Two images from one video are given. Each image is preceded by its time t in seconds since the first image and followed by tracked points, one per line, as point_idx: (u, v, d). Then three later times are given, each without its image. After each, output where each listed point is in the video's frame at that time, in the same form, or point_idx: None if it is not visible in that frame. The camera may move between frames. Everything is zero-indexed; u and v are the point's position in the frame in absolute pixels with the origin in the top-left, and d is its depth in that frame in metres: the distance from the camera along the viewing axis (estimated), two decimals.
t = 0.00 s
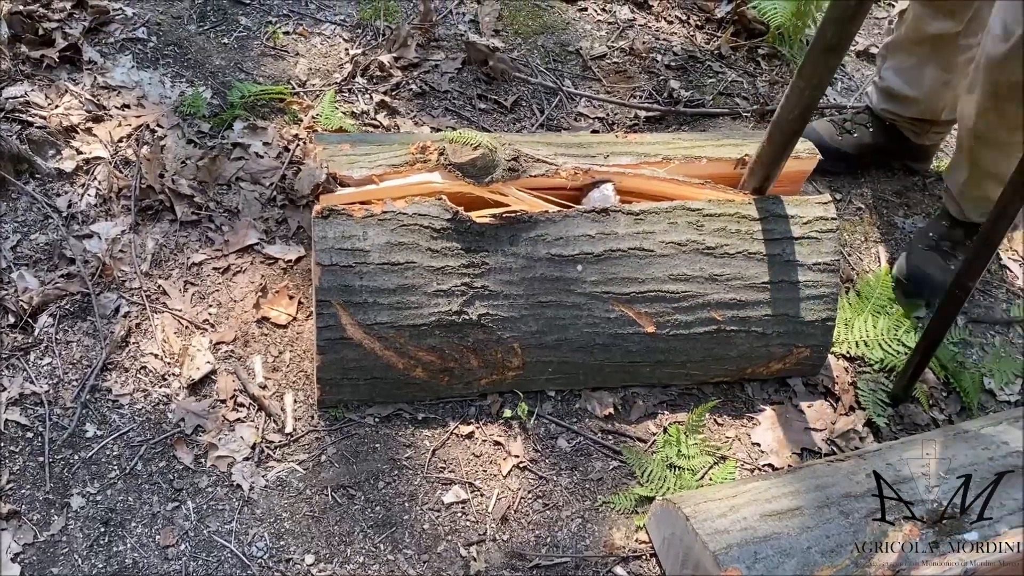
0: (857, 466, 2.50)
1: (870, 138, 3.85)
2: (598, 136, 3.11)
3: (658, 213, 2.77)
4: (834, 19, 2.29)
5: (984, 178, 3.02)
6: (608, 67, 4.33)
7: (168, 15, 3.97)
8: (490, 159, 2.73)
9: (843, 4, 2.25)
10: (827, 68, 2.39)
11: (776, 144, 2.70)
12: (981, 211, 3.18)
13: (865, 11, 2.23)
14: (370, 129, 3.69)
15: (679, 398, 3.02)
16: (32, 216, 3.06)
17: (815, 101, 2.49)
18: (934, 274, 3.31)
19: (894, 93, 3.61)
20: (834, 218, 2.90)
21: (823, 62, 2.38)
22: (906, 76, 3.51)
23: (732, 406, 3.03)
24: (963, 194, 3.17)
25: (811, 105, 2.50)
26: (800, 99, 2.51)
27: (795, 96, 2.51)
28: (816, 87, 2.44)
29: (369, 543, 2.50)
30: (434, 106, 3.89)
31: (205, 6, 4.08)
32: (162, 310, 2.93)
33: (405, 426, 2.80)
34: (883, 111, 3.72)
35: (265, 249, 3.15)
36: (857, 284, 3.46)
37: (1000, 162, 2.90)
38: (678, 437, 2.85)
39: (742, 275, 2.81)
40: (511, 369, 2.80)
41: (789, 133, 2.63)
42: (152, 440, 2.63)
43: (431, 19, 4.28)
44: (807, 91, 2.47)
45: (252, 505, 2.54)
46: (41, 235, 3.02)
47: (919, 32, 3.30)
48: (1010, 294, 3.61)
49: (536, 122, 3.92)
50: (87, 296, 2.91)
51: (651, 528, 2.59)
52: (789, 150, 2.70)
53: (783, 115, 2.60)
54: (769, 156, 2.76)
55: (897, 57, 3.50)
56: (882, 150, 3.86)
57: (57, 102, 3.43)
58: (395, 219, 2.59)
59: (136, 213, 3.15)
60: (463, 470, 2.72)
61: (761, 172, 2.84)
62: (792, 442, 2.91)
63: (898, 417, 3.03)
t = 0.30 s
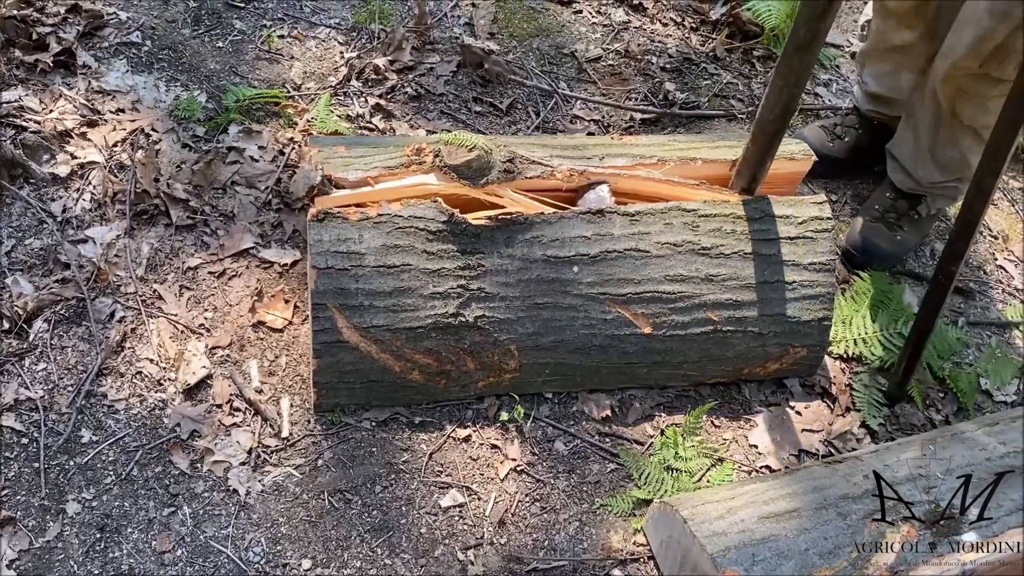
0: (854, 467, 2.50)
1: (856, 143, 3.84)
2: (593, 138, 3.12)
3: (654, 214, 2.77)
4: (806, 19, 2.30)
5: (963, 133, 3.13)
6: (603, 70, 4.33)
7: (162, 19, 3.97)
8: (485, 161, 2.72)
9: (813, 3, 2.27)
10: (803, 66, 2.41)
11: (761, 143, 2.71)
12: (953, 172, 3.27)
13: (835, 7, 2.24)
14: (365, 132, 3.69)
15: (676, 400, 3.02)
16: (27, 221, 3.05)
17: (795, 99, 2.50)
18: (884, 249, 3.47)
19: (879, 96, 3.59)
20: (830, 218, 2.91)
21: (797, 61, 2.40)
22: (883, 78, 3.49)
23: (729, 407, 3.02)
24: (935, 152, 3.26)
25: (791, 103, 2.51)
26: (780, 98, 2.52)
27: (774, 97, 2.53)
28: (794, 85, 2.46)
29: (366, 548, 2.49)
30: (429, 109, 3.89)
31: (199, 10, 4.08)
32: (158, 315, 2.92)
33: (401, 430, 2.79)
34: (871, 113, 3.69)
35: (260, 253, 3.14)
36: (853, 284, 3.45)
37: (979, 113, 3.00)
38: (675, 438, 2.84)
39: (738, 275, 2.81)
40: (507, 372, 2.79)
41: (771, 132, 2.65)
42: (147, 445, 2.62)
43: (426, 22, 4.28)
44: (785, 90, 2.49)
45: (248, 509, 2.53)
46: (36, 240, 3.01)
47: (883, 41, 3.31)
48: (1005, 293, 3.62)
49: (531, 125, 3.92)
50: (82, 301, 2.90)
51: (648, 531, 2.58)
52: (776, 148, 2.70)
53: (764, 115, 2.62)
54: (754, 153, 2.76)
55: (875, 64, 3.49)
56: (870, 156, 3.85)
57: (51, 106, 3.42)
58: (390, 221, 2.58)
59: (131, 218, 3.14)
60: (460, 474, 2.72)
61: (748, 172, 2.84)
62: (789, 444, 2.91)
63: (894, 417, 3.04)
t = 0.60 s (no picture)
0: (852, 467, 2.50)
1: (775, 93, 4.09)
2: (590, 141, 3.13)
3: (651, 215, 2.78)
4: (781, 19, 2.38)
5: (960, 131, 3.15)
6: (599, 71, 4.34)
7: (158, 22, 3.96)
8: (482, 163, 2.74)
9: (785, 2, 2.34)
10: (782, 64, 2.47)
11: (747, 144, 2.74)
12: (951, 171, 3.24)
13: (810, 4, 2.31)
14: (361, 135, 3.68)
15: (674, 401, 3.02)
16: (23, 225, 3.05)
17: (776, 98, 2.57)
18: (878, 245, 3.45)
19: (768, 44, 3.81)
20: (826, 219, 2.92)
21: (776, 58, 2.46)
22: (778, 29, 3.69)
23: (727, 408, 3.03)
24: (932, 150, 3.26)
25: (773, 100, 2.56)
26: (762, 96, 2.58)
27: (755, 94, 2.59)
28: (774, 84, 2.52)
29: (365, 551, 2.49)
30: (425, 111, 3.89)
31: (195, 13, 4.07)
32: (154, 318, 2.92)
33: (399, 432, 2.79)
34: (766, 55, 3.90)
35: (257, 256, 3.14)
36: (850, 284, 3.46)
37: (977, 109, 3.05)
38: (672, 439, 2.85)
39: (735, 276, 2.81)
40: (505, 373, 2.79)
41: (756, 132, 2.68)
42: (145, 448, 2.62)
43: (422, 24, 4.28)
44: (767, 88, 2.55)
45: (246, 513, 2.53)
46: (32, 243, 3.01)
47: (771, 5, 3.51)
48: (1002, 293, 3.63)
49: (527, 127, 3.92)
50: (79, 304, 2.90)
51: (647, 532, 2.58)
52: (762, 150, 2.74)
53: (748, 115, 2.66)
54: (740, 155, 2.80)
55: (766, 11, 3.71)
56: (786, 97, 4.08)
57: (47, 109, 3.42)
58: (387, 224, 2.59)
59: (127, 221, 3.13)
60: (458, 476, 2.71)
61: (738, 174, 2.86)
62: (787, 444, 2.91)
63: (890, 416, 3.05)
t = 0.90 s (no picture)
0: (850, 469, 2.50)
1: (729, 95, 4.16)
2: (587, 143, 3.14)
3: (648, 217, 2.78)
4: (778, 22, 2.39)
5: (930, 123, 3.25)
6: (596, 73, 4.34)
7: (154, 25, 3.96)
8: (479, 165, 2.74)
9: (782, 5, 2.34)
10: (779, 67, 2.48)
11: (744, 148, 2.75)
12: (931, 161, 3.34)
13: (806, 9, 2.31)
14: (359, 137, 3.68)
15: (672, 403, 3.02)
16: (20, 229, 3.04)
17: (772, 101, 2.57)
18: (877, 248, 3.47)
19: (722, 32, 3.82)
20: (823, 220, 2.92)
21: (774, 62, 2.47)
22: (737, 15, 3.69)
23: (725, 410, 3.03)
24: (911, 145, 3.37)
25: (771, 103, 2.57)
26: (759, 99, 2.58)
27: (752, 97, 2.60)
28: (771, 86, 2.53)
29: (363, 554, 2.49)
30: (423, 113, 3.89)
31: (192, 16, 4.07)
32: (152, 321, 2.91)
33: (398, 435, 2.79)
34: (715, 48, 3.91)
35: (255, 259, 3.14)
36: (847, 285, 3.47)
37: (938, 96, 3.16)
38: (670, 441, 2.85)
39: (733, 278, 2.82)
40: (503, 375, 2.79)
41: (754, 135, 2.69)
42: (142, 452, 2.61)
43: (419, 27, 4.28)
44: (763, 90, 2.55)
45: (244, 516, 2.52)
46: (29, 247, 3.00)
47: None
48: (999, 294, 3.64)
49: (525, 129, 3.92)
50: (76, 308, 2.89)
51: (645, 534, 2.58)
52: (758, 154, 2.75)
53: (745, 117, 2.67)
54: (737, 158, 2.81)
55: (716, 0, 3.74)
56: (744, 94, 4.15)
57: (43, 113, 3.41)
58: (385, 227, 2.59)
59: (125, 225, 3.13)
60: (457, 479, 2.71)
61: (735, 176, 2.87)
62: (785, 445, 2.91)
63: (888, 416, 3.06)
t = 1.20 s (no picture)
0: (848, 471, 2.50)
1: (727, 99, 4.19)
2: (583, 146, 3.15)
3: (645, 219, 2.79)
4: (775, 24, 2.39)
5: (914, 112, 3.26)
6: (593, 75, 4.34)
7: (150, 28, 3.96)
8: (476, 168, 2.75)
9: (779, 6, 2.34)
10: (776, 69, 2.48)
11: (740, 151, 2.76)
12: (914, 148, 3.36)
13: (802, 9, 2.31)
14: (356, 140, 3.68)
15: (670, 405, 3.02)
16: (16, 232, 3.03)
17: (769, 103, 2.58)
18: (884, 249, 3.46)
19: (719, 37, 3.81)
20: (820, 222, 2.92)
21: (771, 64, 2.47)
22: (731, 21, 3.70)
23: (723, 411, 3.03)
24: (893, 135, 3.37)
25: (768, 105, 2.58)
26: (756, 101, 2.59)
27: (750, 99, 2.60)
28: (767, 89, 2.53)
29: (361, 557, 2.48)
30: (420, 116, 3.89)
31: (188, 19, 4.06)
32: (149, 325, 2.91)
33: (395, 438, 2.78)
34: (713, 53, 3.90)
35: (252, 262, 3.14)
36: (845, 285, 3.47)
37: (922, 84, 3.14)
38: (668, 444, 2.85)
39: (731, 279, 2.82)
40: (500, 378, 2.78)
41: (750, 138, 2.70)
42: (139, 456, 2.61)
43: (416, 29, 4.27)
44: (761, 92, 2.55)
45: (242, 520, 2.52)
46: (25, 251, 3.00)
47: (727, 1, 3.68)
48: (996, 295, 3.64)
49: (522, 132, 3.92)
50: (72, 312, 2.88)
51: (643, 537, 2.58)
52: (756, 156, 2.76)
53: (742, 119, 2.68)
54: (734, 161, 2.82)
55: (712, 6, 3.73)
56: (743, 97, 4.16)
57: (39, 116, 3.40)
58: (382, 230, 2.58)
59: (121, 228, 3.13)
60: (454, 482, 2.71)
61: (732, 179, 2.87)
62: (783, 447, 2.91)
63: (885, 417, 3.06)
